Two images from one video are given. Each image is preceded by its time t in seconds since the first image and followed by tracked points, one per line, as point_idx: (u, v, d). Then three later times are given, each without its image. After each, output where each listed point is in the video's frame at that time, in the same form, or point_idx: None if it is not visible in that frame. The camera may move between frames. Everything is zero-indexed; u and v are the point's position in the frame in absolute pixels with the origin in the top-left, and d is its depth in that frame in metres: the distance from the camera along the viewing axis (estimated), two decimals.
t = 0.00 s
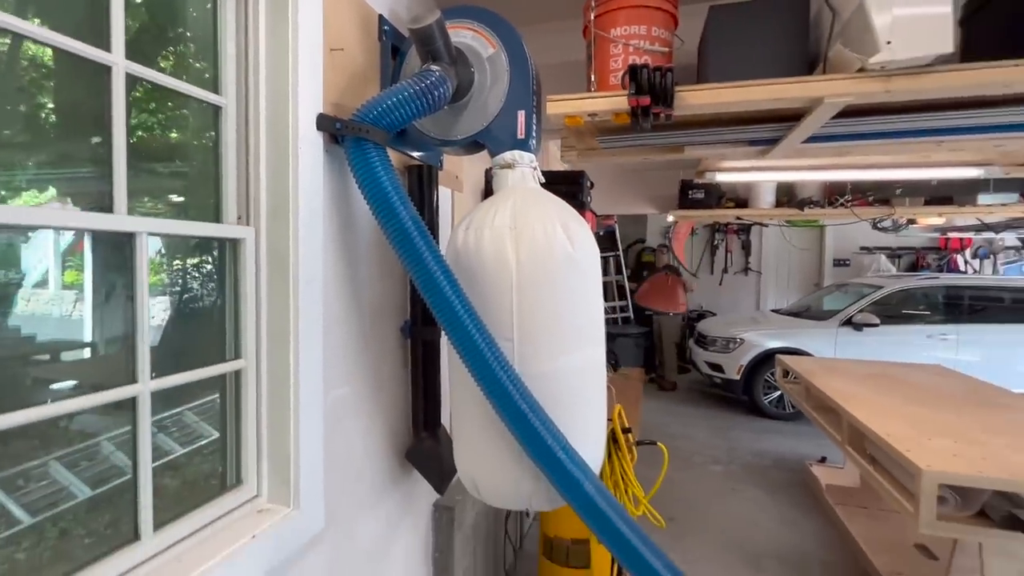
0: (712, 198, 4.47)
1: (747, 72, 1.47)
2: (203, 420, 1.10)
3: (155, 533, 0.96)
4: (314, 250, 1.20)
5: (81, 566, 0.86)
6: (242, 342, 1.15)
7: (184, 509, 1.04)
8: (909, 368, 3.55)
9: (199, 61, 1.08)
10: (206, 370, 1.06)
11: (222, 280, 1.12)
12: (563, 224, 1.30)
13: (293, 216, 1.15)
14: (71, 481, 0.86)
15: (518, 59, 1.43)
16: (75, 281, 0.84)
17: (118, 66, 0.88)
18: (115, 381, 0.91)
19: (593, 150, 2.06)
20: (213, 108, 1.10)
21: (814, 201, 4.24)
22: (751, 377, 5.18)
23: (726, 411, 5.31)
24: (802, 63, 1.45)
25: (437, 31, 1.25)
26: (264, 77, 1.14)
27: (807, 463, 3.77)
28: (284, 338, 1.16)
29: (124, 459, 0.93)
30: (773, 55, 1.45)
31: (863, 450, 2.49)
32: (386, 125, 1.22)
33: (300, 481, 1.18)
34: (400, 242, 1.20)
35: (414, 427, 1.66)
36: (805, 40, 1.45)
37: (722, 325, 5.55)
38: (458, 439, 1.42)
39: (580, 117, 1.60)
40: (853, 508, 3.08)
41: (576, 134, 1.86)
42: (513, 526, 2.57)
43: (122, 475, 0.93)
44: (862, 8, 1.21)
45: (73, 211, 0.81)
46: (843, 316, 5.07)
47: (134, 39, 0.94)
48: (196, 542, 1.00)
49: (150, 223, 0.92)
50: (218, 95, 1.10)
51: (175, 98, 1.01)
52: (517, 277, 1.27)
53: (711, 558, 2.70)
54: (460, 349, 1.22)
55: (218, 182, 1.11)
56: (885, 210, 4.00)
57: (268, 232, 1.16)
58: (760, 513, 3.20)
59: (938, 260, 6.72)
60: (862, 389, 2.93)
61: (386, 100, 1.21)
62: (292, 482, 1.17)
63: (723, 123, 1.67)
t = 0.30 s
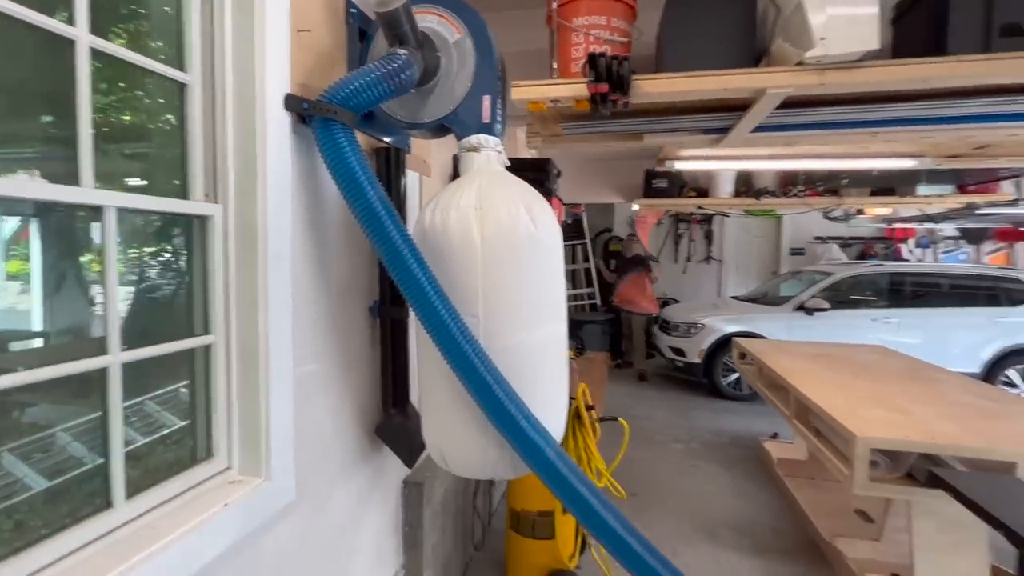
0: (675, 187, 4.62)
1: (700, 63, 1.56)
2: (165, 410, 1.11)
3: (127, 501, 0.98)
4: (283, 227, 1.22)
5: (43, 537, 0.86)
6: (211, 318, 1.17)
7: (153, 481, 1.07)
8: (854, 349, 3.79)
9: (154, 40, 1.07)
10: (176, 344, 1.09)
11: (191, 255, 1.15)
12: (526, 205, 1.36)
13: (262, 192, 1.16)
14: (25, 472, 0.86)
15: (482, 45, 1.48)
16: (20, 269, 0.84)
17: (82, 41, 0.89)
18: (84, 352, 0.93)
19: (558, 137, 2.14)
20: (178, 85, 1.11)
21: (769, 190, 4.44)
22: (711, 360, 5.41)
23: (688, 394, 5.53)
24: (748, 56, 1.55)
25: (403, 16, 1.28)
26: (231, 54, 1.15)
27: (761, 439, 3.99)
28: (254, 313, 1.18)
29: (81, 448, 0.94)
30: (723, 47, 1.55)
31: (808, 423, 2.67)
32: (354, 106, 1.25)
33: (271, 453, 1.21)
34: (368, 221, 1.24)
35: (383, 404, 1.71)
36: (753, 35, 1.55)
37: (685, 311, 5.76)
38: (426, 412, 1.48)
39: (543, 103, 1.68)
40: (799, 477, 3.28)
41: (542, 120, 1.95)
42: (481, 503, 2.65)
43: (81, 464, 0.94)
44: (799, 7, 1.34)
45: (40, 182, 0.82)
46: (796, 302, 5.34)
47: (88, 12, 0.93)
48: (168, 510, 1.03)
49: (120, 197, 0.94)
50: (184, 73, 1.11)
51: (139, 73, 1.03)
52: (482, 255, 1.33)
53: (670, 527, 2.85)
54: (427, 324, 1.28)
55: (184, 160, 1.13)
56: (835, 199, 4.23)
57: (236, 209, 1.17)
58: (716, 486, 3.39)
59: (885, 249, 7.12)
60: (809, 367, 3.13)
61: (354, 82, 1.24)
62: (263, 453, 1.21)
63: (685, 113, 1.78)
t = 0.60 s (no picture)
0: (637, 171, 4.74)
1: (656, 43, 1.61)
2: (119, 400, 1.09)
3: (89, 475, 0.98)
4: (244, 198, 1.21)
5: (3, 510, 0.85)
6: (170, 291, 1.15)
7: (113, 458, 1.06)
8: (802, 324, 4.02)
9: (96, 12, 1.02)
10: (136, 317, 1.07)
11: (148, 228, 1.13)
12: (489, 180, 1.39)
13: (221, 164, 1.15)
14: None
15: (445, 21, 1.49)
16: None
17: (25, 3, 0.86)
18: (38, 322, 0.91)
19: (522, 116, 2.17)
20: (129, 52, 1.08)
21: (726, 174, 4.61)
22: (672, 340, 5.61)
23: (650, 373, 5.72)
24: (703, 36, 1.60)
25: None
26: (184, 20, 1.12)
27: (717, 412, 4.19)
28: (216, 285, 1.17)
29: (29, 441, 0.91)
30: (679, 28, 1.60)
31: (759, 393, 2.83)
32: (314, 79, 1.24)
33: (237, 426, 1.21)
34: (331, 194, 1.24)
35: (350, 380, 1.72)
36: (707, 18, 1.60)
37: (647, 293, 5.94)
38: (393, 385, 1.50)
39: (504, 80, 1.70)
40: (750, 445, 3.47)
41: (505, 99, 1.99)
42: (450, 479, 2.70)
43: (30, 457, 0.91)
44: None
45: None
46: (751, 282, 5.59)
47: None
48: (132, 484, 1.02)
49: (72, 164, 0.92)
50: (135, 40, 1.08)
51: (86, 37, 0.99)
52: (446, 228, 1.35)
53: (631, 496, 2.99)
54: (392, 295, 1.30)
55: (138, 132, 1.10)
56: (786, 183, 4.43)
57: (194, 180, 1.15)
58: (675, 456, 3.55)
59: (834, 232, 7.49)
60: (761, 341, 3.30)
61: (314, 54, 1.23)
62: (229, 427, 1.21)
63: (643, 92, 1.84)
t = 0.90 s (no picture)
0: (601, 152, 4.81)
1: (616, 19, 1.64)
2: (71, 393, 1.06)
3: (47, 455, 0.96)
4: (201, 171, 1.18)
5: None
6: (127, 266, 1.13)
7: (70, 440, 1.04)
8: (759, 300, 4.20)
9: None
10: (90, 295, 1.04)
11: (98, 205, 1.09)
12: (453, 155, 1.41)
13: (175, 135, 1.12)
14: None
15: None
16: None
17: None
18: None
19: (485, 92, 2.18)
20: (72, 18, 1.03)
21: (688, 155, 4.73)
22: (637, 318, 5.76)
23: (617, 351, 5.87)
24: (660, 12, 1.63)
25: None
26: None
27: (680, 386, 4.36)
28: (175, 260, 1.15)
29: None
30: (638, 5, 1.63)
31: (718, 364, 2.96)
32: (272, 50, 1.22)
33: (201, 404, 1.19)
34: (292, 167, 1.22)
35: (318, 359, 1.71)
36: None
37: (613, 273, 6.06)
38: (362, 360, 1.51)
39: (468, 54, 1.69)
40: (711, 415, 3.63)
41: (469, 75, 1.99)
42: (421, 457, 2.74)
43: None
44: None
45: None
46: (712, 261, 5.78)
47: None
48: (91, 464, 1.00)
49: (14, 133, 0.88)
50: (78, 5, 1.03)
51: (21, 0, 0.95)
52: (411, 202, 1.36)
53: (599, 467, 3.09)
54: (358, 269, 1.30)
55: (85, 105, 1.06)
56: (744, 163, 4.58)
57: (147, 152, 1.12)
58: (640, 428, 3.68)
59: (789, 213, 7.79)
60: (721, 316, 3.44)
61: (271, 23, 1.20)
62: (194, 405, 1.19)
63: (604, 71, 1.88)
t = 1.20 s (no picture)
0: (567, 134, 4.83)
1: None
2: (16, 388, 1.02)
3: None
4: (147, 146, 1.13)
5: None
6: (69, 248, 1.08)
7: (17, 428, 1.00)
8: (720, 278, 4.33)
9: None
10: (30, 278, 1.00)
11: (34, 185, 1.04)
12: (414, 131, 1.39)
13: (116, 109, 1.06)
14: None
15: None
16: None
17: None
18: None
19: (447, 70, 2.17)
20: None
21: (651, 137, 4.80)
22: (604, 299, 5.86)
23: (585, 332, 5.97)
24: None
25: None
26: None
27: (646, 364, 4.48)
28: (123, 241, 1.10)
29: None
30: None
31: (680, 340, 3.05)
32: (219, 20, 1.17)
33: (158, 389, 1.16)
34: (244, 142, 1.19)
35: (280, 342, 1.68)
36: None
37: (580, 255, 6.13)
38: (326, 341, 1.50)
39: (425, 29, 1.67)
40: (676, 390, 3.75)
41: (428, 52, 1.97)
42: (391, 441, 2.74)
43: None
44: None
45: None
46: (675, 242, 5.91)
47: None
48: (39, 452, 0.97)
49: None
50: None
51: None
52: (371, 179, 1.34)
53: (567, 444, 3.16)
54: (317, 246, 1.28)
55: (14, 78, 1.00)
56: (704, 145, 4.68)
57: (86, 127, 1.06)
58: (608, 405, 3.78)
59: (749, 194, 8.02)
60: (683, 294, 3.54)
61: None
62: (149, 390, 1.15)
63: (560, 48, 1.89)
